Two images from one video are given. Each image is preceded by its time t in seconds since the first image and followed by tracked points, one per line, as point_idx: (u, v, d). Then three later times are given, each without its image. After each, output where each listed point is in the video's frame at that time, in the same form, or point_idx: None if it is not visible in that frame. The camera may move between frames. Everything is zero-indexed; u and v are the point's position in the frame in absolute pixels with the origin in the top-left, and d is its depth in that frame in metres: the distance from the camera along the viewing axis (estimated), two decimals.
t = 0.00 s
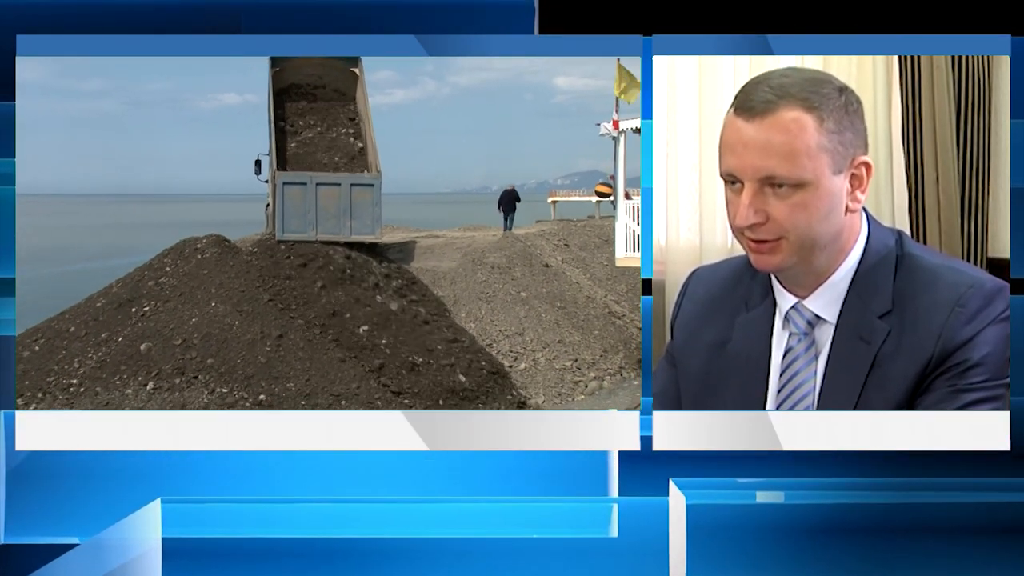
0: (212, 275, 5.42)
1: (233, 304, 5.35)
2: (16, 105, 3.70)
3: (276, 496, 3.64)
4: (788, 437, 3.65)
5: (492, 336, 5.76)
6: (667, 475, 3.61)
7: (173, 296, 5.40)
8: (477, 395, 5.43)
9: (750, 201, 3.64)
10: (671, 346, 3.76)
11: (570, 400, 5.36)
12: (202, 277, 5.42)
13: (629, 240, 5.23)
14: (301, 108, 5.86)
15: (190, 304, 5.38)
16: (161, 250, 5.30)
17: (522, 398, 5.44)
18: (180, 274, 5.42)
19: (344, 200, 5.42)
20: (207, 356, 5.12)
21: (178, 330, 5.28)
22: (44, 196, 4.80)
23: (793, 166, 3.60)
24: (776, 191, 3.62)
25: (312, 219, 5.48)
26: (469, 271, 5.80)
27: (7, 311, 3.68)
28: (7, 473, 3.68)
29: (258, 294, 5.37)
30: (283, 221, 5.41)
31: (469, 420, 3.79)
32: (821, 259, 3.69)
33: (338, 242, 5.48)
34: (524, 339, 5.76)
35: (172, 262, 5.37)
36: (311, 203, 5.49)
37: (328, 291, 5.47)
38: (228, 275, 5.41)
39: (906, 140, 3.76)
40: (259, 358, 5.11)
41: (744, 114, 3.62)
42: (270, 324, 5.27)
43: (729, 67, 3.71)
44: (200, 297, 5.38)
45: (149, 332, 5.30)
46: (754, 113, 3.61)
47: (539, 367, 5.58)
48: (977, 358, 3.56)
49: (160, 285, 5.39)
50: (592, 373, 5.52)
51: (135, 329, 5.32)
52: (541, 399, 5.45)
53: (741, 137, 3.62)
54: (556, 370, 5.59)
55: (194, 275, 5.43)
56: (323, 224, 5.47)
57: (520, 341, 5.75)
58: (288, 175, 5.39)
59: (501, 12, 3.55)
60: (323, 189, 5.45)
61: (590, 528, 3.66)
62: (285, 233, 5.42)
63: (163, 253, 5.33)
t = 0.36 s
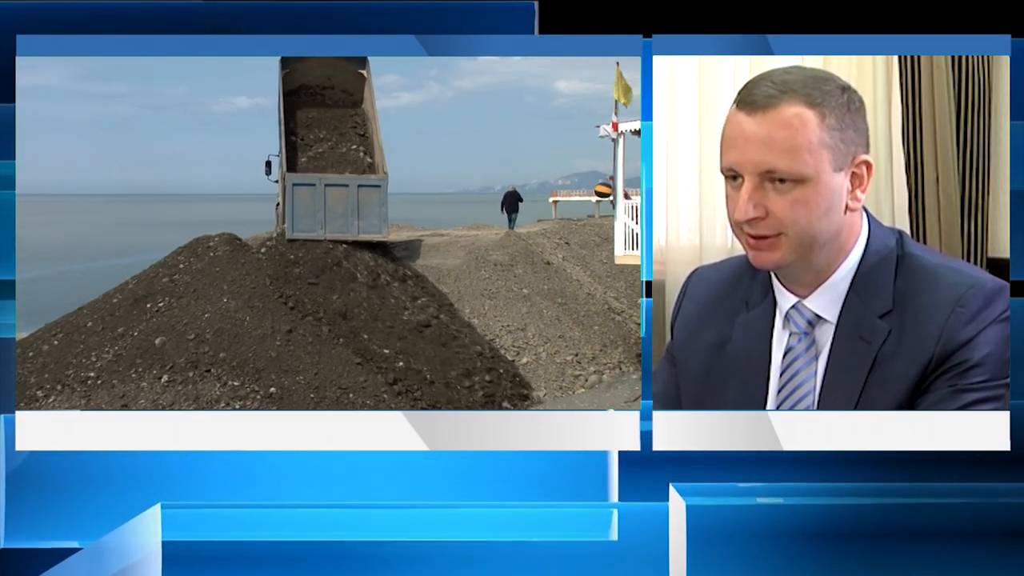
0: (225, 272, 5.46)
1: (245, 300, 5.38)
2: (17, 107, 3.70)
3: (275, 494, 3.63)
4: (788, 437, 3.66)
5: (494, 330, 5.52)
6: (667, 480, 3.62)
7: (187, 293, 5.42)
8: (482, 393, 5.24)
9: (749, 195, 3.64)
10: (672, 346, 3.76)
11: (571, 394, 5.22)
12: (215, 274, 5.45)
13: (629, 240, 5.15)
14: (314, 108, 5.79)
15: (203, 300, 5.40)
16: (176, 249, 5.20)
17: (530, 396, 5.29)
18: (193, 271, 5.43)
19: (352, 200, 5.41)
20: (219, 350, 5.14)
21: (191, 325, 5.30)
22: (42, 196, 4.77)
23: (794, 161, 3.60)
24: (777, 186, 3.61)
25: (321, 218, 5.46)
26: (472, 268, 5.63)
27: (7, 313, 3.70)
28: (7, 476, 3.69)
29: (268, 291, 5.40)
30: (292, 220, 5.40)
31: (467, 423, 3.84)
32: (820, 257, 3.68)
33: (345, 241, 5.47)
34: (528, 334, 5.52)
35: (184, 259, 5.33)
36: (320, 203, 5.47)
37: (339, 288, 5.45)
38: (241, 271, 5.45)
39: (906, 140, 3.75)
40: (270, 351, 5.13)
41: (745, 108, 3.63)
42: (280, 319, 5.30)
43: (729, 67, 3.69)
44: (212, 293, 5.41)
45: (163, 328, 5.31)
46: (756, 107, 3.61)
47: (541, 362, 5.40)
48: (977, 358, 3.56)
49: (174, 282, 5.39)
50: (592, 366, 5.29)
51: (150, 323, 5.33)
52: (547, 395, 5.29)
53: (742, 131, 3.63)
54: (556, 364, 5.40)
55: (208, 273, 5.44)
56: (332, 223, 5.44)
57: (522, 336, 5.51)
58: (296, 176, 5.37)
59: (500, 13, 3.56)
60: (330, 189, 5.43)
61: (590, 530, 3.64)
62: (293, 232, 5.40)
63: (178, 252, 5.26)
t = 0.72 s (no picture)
0: (234, 269, 5.45)
1: (252, 297, 5.38)
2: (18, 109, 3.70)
3: (273, 496, 3.63)
4: (788, 437, 3.66)
5: (495, 327, 5.59)
6: (667, 485, 3.63)
7: (198, 289, 5.43)
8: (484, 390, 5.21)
9: (749, 191, 3.64)
10: (672, 346, 3.75)
11: (567, 387, 5.21)
12: (223, 271, 5.44)
13: (623, 239, 5.03)
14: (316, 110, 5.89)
15: (213, 296, 5.41)
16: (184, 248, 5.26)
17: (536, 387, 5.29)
18: (202, 270, 5.43)
19: (357, 201, 5.51)
20: (227, 346, 5.16)
21: (200, 321, 5.31)
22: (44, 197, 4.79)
23: (795, 157, 3.58)
24: (778, 182, 3.60)
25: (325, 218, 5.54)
26: (471, 265, 5.69)
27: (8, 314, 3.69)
28: (7, 477, 3.69)
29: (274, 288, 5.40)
30: (298, 220, 5.45)
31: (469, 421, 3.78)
32: (821, 254, 3.67)
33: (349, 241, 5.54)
34: (525, 330, 5.53)
35: (194, 258, 5.36)
36: (324, 203, 5.56)
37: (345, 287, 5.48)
38: (249, 270, 5.44)
39: (906, 140, 3.73)
40: (276, 347, 5.15)
41: (745, 105, 3.61)
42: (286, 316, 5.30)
43: (729, 67, 3.66)
44: (221, 291, 5.40)
45: (173, 324, 5.32)
46: (757, 104, 3.60)
47: (538, 358, 5.40)
48: (977, 358, 3.56)
49: (184, 278, 5.40)
50: (588, 361, 5.24)
51: (161, 319, 5.35)
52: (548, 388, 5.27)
53: (742, 127, 3.61)
54: (554, 358, 5.38)
55: (217, 271, 5.43)
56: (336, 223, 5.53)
57: (520, 331, 5.53)
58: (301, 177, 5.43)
59: (500, 13, 3.56)
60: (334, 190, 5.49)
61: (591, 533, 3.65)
62: (298, 232, 5.43)
63: (187, 250, 5.30)
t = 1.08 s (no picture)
0: (237, 269, 6.89)
1: (256, 294, 6.76)
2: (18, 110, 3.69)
3: (272, 500, 3.64)
4: (788, 437, 3.63)
5: (490, 318, 7.57)
6: (667, 489, 3.61)
7: (200, 286, 6.83)
8: (485, 390, 6.81)
9: (746, 188, 3.63)
10: (672, 346, 3.80)
11: (560, 379, 7.07)
12: (227, 267, 6.92)
13: (613, 238, 6.20)
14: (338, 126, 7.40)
15: (217, 294, 6.77)
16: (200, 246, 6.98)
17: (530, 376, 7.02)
18: (207, 267, 6.94)
19: (356, 202, 6.69)
20: (233, 340, 6.47)
21: (205, 316, 6.63)
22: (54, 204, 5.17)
23: (791, 154, 3.56)
24: (774, 180, 3.59)
25: (326, 218, 6.75)
26: (468, 264, 7.92)
27: (8, 316, 3.66)
28: (7, 480, 3.69)
29: (278, 287, 6.81)
30: (300, 220, 6.76)
31: (473, 419, 3.71)
32: (819, 253, 3.63)
33: (348, 239, 6.77)
34: (518, 323, 7.54)
35: (200, 255, 7.01)
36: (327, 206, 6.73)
37: (343, 289, 6.94)
38: (249, 268, 6.90)
39: (906, 141, 3.75)
40: (278, 342, 6.47)
41: (742, 103, 3.62)
42: (287, 312, 6.68)
43: (729, 66, 3.73)
44: (225, 287, 6.79)
45: (180, 320, 6.66)
46: (754, 101, 3.60)
47: (531, 350, 7.27)
48: (977, 358, 3.50)
49: (189, 275, 6.92)
50: (580, 356, 7.22)
51: (166, 315, 6.71)
52: (544, 377, 7.05)
53: (739, 126, 3.61)
54: (545, 352, 7.28)
55: (221, 268, 6.92)
56: (337, 223, 6.77)
57: (514, 325, 7.54)
58: (305, 181, 6.61)
59: (501, 13, 3.56)
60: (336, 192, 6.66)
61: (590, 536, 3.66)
62: (300, 232, 6.77)
63: (196, 248, 7.01)
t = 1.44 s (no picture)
0: (237, 268, 7.37)
1: (257, 292, 7.27)
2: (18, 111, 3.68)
3: (271, 502, 3.65)
4: (788, 437, 3.62)
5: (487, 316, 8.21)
6: (667, 494, 3.61)
7: (204, 284, 7.32)
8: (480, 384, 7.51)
9: (744, 182, 3.63)
10: (672, 346, 3.80)
11: (553, 372, 7.82)
12: (229, 266, 7.39)
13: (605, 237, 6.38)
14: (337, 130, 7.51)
15: (220, 291, 7.29)
16: (196, 244, 7.45)
17: (525, 367, 7.82)
18: (209, 265, 7.43)
19: (355, 203, 6.98)
20: (237, 336, 7.02)
21: (209, 313, 7.17)
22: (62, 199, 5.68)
23: (789, 149, 3.56)
24: (772, 174, 3.59)
25: (326, 218, 7.04)
26: (463, 262, 8.45)
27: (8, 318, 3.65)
28: (7, 480, 3.69)
29: (280, 286, 7.29)
30: (301, 219, 7.07)
31: (473, 418, 3.71)
32: (818, 248, 3.63)
33: (347, 237, 7.07)
34: (511, 320, 8.28)
35: (202, 254, 7.48)
36: (327, 207, 6.98)
37: (337, 290, 7.38)
38: (250, 267, 7.37)
39: (906, 141, 3.75)
40: (280, 338, 7.04)
41: (741, 99, 3.63)
42: (287, 310, 7.22)
43: (729, 67, 3.74)
44: (227, 285, 7.29)
45: (185, 317, 7.16)
46: (753, 96, 3.60)
47: (525, 344, 8.09)
48: (976, 358, 3.50)
49: (193, 273, 7.39)
50: (571, 351, 8.00)
51: (172, 312, 7.22)
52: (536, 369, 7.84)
53: (739, 122, 3.62)
54: (539, 347, 8.09)
55: (223, 267, 7.42)
56: (336, 223, 7.07)
57: (507, 321, 8.26)
58: (305, 182, 6.86)
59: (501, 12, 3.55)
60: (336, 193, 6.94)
61: (591, 538, 3.61)
62: (302, 230, 7.09)
63: (198, 247, 7.48)
